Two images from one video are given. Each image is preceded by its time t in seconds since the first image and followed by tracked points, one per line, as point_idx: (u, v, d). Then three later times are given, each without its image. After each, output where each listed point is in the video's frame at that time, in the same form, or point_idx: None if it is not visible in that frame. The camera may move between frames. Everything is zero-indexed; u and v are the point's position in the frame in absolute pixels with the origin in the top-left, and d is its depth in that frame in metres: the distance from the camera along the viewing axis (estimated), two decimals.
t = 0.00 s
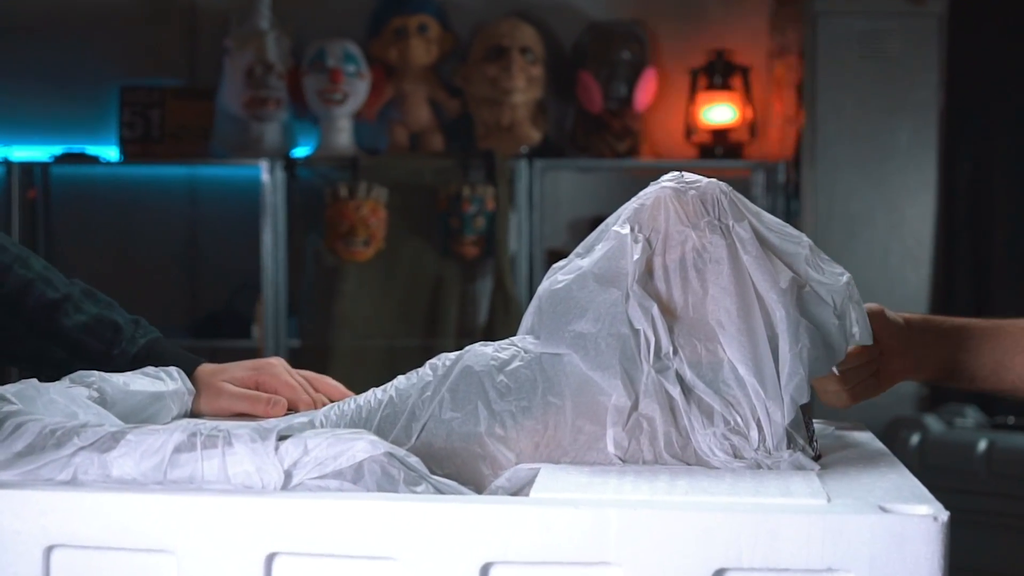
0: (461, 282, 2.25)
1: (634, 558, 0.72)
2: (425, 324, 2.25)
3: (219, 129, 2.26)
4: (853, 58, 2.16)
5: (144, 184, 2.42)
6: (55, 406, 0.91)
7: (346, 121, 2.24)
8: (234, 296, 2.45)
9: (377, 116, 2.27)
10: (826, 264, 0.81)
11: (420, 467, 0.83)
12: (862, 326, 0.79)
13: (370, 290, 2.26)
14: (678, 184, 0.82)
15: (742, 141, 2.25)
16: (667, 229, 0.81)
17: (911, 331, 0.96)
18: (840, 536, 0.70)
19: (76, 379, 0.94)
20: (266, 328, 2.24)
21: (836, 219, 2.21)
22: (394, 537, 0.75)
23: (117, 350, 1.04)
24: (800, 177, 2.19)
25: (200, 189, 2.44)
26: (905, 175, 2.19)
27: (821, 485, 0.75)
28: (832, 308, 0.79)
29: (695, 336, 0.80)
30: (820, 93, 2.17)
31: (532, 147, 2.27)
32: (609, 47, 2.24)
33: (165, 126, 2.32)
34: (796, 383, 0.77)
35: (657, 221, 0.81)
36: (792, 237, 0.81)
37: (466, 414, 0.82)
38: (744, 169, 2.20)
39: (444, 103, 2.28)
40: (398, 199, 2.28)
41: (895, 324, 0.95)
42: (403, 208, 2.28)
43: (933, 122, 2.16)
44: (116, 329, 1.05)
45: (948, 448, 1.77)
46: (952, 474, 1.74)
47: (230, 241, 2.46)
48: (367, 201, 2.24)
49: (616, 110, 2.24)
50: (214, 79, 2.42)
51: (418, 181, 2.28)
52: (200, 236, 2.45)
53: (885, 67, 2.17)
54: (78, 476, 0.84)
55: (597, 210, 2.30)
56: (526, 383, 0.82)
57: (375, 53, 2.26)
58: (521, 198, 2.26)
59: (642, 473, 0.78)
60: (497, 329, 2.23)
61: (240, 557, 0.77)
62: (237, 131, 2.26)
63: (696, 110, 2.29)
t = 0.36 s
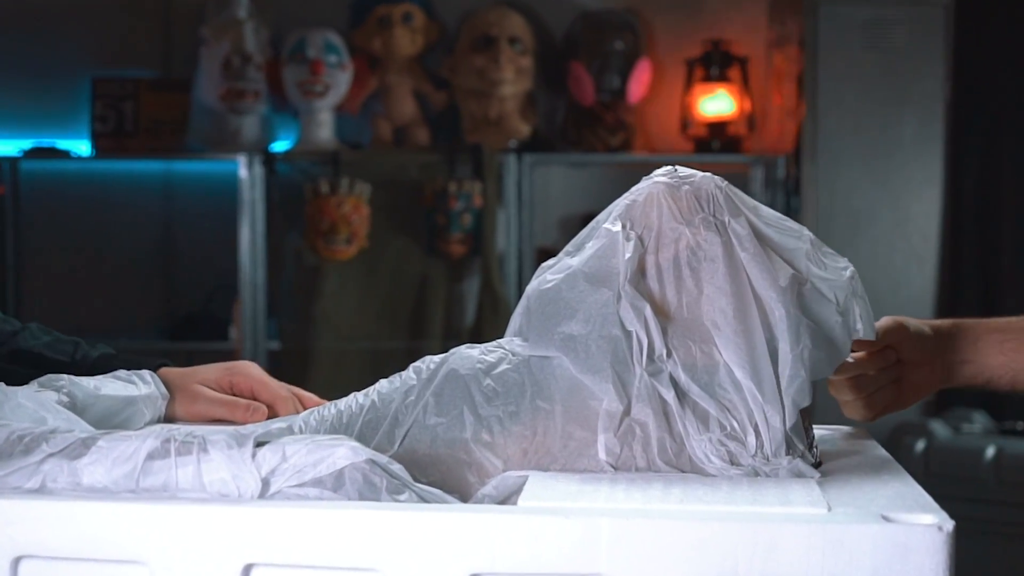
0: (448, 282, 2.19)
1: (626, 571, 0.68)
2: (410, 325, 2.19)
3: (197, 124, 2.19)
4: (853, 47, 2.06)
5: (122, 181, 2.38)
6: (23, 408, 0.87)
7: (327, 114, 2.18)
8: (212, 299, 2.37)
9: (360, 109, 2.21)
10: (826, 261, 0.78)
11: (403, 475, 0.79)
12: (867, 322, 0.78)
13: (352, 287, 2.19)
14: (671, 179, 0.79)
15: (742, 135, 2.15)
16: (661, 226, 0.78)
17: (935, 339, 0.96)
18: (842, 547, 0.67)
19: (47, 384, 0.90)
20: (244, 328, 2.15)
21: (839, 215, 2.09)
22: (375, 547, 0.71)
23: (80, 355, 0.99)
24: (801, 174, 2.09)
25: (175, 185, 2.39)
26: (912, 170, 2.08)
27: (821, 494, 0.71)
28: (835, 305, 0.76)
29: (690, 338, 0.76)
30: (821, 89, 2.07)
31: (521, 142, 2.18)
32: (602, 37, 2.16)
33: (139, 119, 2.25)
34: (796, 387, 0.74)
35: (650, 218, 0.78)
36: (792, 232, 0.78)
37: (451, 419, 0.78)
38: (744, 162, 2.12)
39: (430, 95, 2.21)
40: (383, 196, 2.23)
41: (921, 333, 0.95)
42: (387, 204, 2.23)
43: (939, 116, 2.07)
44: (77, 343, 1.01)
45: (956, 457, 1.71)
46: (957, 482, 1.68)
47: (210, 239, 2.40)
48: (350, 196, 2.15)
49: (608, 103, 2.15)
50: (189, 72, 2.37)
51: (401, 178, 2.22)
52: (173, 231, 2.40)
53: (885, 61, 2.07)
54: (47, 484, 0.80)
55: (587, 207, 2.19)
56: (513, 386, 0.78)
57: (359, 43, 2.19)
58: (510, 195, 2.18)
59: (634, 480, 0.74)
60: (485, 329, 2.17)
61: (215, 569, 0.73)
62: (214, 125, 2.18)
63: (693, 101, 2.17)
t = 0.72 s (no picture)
0: (433, 282, 2.15)
1: None
2: (395, 329, 2.14)
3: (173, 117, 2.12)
4: (857, 38, 2.02)
5: (93, 176, 2.37)
6: None
7: (309, 107, 2.11)
8: (187, 298, 2.33)
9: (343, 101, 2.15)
10: (828, 262, 0.76)
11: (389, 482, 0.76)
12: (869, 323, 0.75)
13: (335, 290, 2.14)
14: (667, 175, 0.76)
15: (739, 128, 2.11)
16: (656, 223, 0.75)
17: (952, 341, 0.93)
18: (844, 558, 0.63)
19: (17, 387, 0.86)
20: (221, 329, 2.11)
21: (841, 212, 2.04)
22: (357, 560, 0.68)
23: (51, 358, 0.96)
24: (801, 168, 2.04)
25: (149, 181, 2.36)
26: (917, 162, 2.03)
27: (823, 503, 0.68)
28: (837, 306, 0.74)
29: (687, 340, 0.74)
30: (822, 78, 2.02)
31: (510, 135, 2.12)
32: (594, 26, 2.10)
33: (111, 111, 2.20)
34: (799, 392, 0.71)
35: (645, 215, 0.75)
36: (792, 230, 0.75)
37: (439, 425, 0.75)
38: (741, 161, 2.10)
39: (416, 87, 2.15)
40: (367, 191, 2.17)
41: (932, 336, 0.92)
42: (371, 201, 2.17)
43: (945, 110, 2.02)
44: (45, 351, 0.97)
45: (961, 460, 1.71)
46: (966, 489, 1.68)
47: (182, 235, 2.36)
48: (332, 193, 2.12)
49: (601, 95, 2.08)
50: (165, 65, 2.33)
51: (387, 172, 2.16)
52: (148, 226, 2.37)
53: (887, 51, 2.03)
54: (17, 492, 0.77)
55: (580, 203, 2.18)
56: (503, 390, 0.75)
57: (342, 34, 2.12)
58: (497, 189, 2.13)
59: (629, 488, 0.71)
60: (472, 332, 2.11)
61: None
62: (191, 118, 2.12)
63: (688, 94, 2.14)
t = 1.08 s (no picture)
0: (420, 281, 2.06)
1: None
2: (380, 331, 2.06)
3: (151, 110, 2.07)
4: (858, 29, 1.97)
5: (65, 171, 2.27)
6: None
7: (292, 99, 2.06)
8: (165, 297, 2.27)
9: (326, 94, 2.09)
10: (837, 248, 0.73)
11: (374, 489, 0.73)
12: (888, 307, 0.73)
13: (317, 292, 2.06)
14: (662, 169, 0.73)
15: (736, 122, 2.02)
16: (651, 220, 0.72)
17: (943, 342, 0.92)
18: (847, 570, 0.61)
19: None
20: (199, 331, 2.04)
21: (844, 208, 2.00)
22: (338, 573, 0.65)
23: (21, 361, 0.93)
24: (801, 164, 2.00)
25: (125, 180, 2.27)
26: (918, 158, 2.00)
27: (825, 511, 0.66)
28: (848, 296, 0.71)
29: (684, 342, 0.71)
30: (823, 69, 1.97)
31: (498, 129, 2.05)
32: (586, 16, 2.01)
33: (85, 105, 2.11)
34: (807, 394, 0.69)
35: (639, 212, 0.73)
36: (796, 219, 0.73)
37: (426, 431, 0.72)
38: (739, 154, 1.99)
39: (402, 80, 2.08)
40: (353, 191, 2.08)
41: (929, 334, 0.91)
42: (355, 197, 2.08)
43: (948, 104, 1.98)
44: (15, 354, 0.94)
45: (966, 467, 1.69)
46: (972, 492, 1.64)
47: (158, 234, 2.28)
48: (314, 188, 2.03)
49: (594, 88, 2.01)
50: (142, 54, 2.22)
51: (372, 168, 2.06)
52: (124, 225, 2.29)
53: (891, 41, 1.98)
54: None
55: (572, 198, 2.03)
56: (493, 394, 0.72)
57: (326, 26, 2.06)
58: (486, 186, 2.05)
59: (624, 495, 0.69)
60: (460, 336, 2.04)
61: None
62: (169, 112, 2.07)
63: (686, 86, 2.05)
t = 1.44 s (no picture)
0: (405, 281, 2.03)
1: None
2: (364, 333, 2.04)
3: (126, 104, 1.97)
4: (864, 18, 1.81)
5: (40, 163, 2.15)
6: None
7: (272, 93, 1.97)
8: (140, 298, 2.13)
9: (309, 86, 2.00)
10: (836, 255, 0.71)
11: (358, 497, 0.70)
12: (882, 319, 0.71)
13: (298, 291, 2.04)
14: (657, 165, 0.71)
15: (733, 115, 1.93)
16: (645, 217, 0.70)
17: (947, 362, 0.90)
18: None
19: None
20: (176, 333, 1.98)
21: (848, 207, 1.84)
22: None
23: None
24: (801, 159, 1.85)
25: (100, 172, 2.15)
26: (929, 152, 1.83)
27: (825, 519, 0.63)
28: (843, 303, 0.69)
29: (679, 344, 0.69)
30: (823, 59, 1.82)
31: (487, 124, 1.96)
32: (579, 6, 1.92)
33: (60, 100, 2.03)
34: (801, 399, 0.66)
35: (633, 209, 0.70)
36: (793, 221, 0.71)
37: (412, 435, 0.70)
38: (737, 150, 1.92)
39: (387, 72, 1.99)
40: (334, 185, 2.05)
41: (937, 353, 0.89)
42: (338, 195, 2.05)
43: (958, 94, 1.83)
44: None
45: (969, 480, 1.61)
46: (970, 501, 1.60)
47: (133, 224, 2.15)
48: (296, 185, 1.99)
49: (587, 81, 1.92)
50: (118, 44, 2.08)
51: (354, 163, 2.03)
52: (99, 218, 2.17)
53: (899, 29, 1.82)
54: None
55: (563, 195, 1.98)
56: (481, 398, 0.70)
57: (308, 14, 1.97)
58: (474, 184, 2.00)
59: (617, 503, 0.66)
60: (447, 336, 2.00)
61: None
62: (144, 106, 1.97)
63: (679, 79, 1.96)
